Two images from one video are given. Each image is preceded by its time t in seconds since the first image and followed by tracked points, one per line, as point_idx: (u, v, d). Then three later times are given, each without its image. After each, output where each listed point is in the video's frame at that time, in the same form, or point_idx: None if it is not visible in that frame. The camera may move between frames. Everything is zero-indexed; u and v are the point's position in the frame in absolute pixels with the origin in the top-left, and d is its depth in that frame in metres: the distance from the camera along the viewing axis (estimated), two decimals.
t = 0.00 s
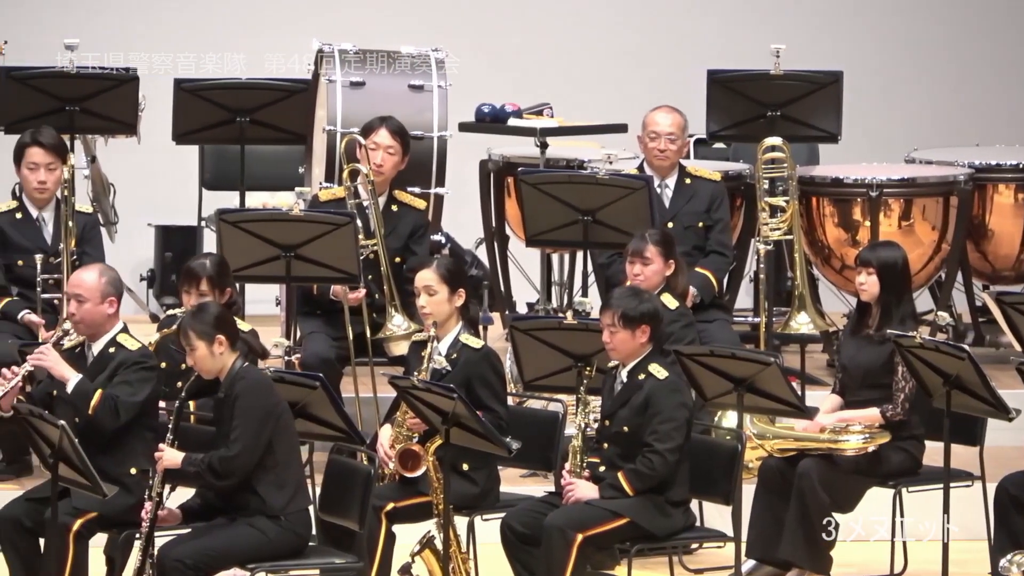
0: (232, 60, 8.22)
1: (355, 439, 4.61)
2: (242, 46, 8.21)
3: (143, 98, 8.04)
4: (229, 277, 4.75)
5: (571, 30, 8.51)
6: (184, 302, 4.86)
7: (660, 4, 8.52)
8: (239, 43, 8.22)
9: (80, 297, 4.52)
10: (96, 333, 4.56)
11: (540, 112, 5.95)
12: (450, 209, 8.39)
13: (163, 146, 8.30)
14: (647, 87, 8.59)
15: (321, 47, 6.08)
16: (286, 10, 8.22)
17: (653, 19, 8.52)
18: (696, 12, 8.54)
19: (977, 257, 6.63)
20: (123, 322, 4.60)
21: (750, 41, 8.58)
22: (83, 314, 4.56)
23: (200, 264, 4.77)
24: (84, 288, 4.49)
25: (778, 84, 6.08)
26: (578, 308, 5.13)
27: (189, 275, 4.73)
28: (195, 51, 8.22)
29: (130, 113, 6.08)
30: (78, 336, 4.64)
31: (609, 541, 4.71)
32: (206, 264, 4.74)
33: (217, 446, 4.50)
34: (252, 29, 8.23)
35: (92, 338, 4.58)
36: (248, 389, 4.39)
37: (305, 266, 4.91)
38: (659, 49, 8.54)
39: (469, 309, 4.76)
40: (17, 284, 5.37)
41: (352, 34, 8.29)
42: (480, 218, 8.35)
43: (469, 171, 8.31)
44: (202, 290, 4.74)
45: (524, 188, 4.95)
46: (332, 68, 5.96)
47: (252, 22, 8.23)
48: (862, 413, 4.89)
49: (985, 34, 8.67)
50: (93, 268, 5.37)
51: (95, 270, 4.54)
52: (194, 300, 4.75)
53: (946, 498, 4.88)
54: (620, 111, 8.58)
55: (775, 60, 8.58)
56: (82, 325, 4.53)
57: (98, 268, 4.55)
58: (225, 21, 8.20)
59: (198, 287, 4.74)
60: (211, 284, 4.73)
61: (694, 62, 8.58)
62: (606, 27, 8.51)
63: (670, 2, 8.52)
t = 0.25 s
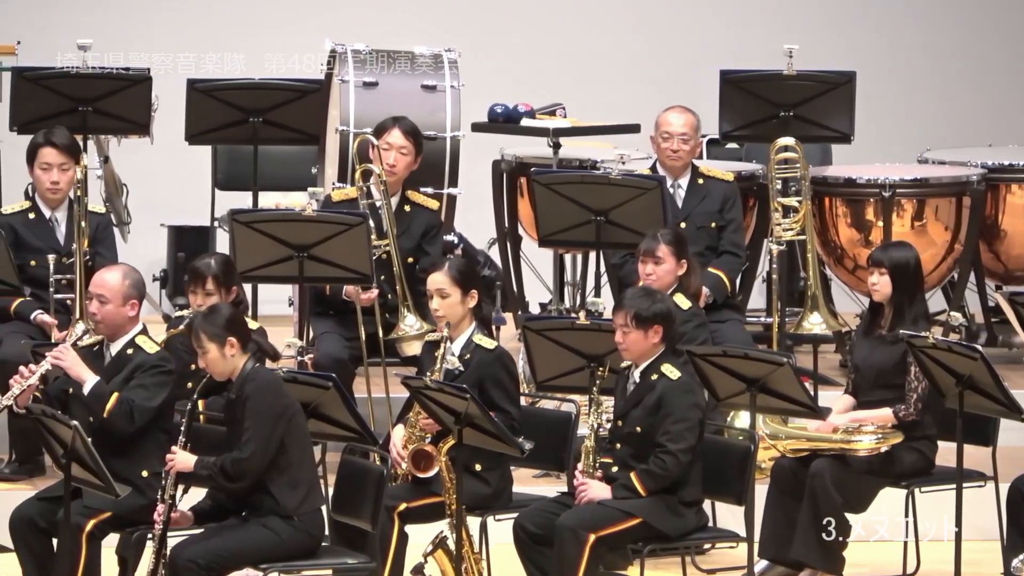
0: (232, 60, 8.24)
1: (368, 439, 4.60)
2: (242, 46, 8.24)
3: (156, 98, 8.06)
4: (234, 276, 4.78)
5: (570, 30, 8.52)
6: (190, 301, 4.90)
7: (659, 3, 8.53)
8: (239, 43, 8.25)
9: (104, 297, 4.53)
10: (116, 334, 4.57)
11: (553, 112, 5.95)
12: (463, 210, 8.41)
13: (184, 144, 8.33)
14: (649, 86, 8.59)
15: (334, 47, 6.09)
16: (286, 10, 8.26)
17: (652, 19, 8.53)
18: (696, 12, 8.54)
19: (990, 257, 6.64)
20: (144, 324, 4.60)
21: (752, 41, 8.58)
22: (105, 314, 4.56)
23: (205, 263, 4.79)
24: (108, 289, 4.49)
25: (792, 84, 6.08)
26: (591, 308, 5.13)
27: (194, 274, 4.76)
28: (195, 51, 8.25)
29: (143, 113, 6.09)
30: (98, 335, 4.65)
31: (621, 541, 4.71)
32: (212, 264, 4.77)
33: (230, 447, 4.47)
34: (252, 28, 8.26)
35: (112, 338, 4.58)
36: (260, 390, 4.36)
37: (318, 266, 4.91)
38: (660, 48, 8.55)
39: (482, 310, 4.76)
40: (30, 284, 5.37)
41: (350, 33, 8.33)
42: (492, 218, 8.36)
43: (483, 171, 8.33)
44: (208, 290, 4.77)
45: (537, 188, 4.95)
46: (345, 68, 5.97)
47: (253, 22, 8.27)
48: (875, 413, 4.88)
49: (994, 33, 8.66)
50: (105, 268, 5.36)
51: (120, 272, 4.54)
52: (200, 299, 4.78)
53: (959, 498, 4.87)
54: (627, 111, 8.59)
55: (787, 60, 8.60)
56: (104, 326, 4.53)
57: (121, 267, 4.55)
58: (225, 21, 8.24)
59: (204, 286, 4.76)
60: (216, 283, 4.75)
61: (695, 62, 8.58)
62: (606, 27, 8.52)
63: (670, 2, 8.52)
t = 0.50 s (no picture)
0: (232, 60, 8.27)
1: (379, 439, 4.60)
2: (242, 46, 8.25)
3: (168, 99, 8.07)
4: (237, 275, 4.88)
5: (569, 29, 8.52)
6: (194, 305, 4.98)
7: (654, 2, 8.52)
8: (239, 43, 8.26)
9: (122, 302, 4.55)
10: (134, 338, 4.59)
11: (565, 112, 5.95)
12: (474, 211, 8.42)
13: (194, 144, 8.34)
14: (649, 86, 8.60)
15: (345, 47, 6.09)
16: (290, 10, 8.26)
17: (651, 19, 8.53)
18: (696, 12, 8.54)
19: (1001, 257, 6.63)
20: (161, 327, 4.63)
21: (752, 43, 8.58)
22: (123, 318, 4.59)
23: (207, 265, 4.89)
24: (126, 293, 4.52)
25: (802, 84, 6.09)
26: (603, 308, 5.12)
27: (197, 274, 4.86)
28: (195, 51, 8.27)
29: (154, 113, 6.08)
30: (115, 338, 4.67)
31: (633, 541, 4.71)
32: (213, 263, 4.86)
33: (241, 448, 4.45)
34: (252, 28, 8.27)
35: (130, 341, 4.61)
36: (270, 392, 4.33)
37: (330, 265, 4.91)
38: (661, 49, 8.55)
39: (493, 310, 4.75)
40: (42, 284, 5.36)
41: (349, 34, 8.34)
42: (503, 219, 8.37)
43: (495, 172, 8.34)
44: (212, 290, 4.86)
45: (548, 188, 4.95)
46: (356, 68, 5.97)
47: (252, 23, 8.27)
48: (886, 413, 4.87)
49: (1002, 33, 8.66)
50: (116, 268, 5.36)
51: (138, 276, 4.57)
52: (205, 300, 4.87)
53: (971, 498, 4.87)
54: (634, 111, 8.60)
55: (799, 60, 8.60)
56: (123, 330, 4.56)
57: (140, 271, 4.59)
58: (226, 21, 8.24)
59: (207, 286, 4.85)
60: (218, 281, 4.84)
61: (694, 63, 8.58)
62: (607, 27, 8.52)
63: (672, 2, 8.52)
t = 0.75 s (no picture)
0: (232, 60, 8.29)
1: (389, 439, 4.59)
2: (241, 46, 8.27)
3: (179, 100, 8.08)
4: (238, 274, 4.77)
5: (567, 29, 8.53)
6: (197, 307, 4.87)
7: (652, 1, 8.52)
8: (239, 43, 8.28)
9: (139, 308, 4.56)
10: (150, 342, 4.62)
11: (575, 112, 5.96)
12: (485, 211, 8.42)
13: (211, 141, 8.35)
14: (649, 86, 8.60)
15: (355, 46, 6.10)
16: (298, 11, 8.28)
17: (651, 19, 8.53)
18: (696, 13, 8.55)
19: (1011, 257, 6.63)
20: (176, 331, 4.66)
21: (753, 43, 8.59)
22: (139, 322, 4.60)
23: (208, 266, 4.79)
24: (143, 301, 4.52)
25: (812, 84, 6.10)
26: (613, 307, 5.12)
27: (197, 277, 4.74)
28: (195, 51, 8.29)
29: (163, 112, 6.09)
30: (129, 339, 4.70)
31: (642, 541, 4.70)
32: (214, 265, 4.75)
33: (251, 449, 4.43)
34: (253, 28, 8.29)
35: (146, 345, 4.64)
36: (281, 393, 4.31)
37: (340, 265, 4.91)
38: (661, 49, 8.55)
39: (503, 309, 4.75)
40: (51, 283, 5.37)
41: (348, 33, 8.35)
42: (513, 219, 8.37)
43: (506, 172, 8.35)
44: (213, 290, 4.75)
45: (557, 187, 4.95)
46: (366, 68, 5.97)
47: (250, 23, 8.29)
48: (896, 413, 4.86)
49: (1009, 33, 8.66)
50: (127, 268, 5.36)
51: (154, 281, 4.56)
52: (207, 302, 4.76)
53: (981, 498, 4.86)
54: (638, 111, 8.60)
55: (809, 60, 8.60)
56: (139, 336, 4.58)
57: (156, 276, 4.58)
58: (234, 21, 8.25)
59: (208, 287, 4.74)
60: (220, 283, 4.73)
61: (694, 63, 8.58)
62: (607, 27, 8.52)
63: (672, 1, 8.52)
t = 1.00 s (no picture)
0: (232, 60, 8.29)
1: (400, 439, 4.59)
2: (241, 46, 8.27)
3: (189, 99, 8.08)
4: (243, 275, 4.74)
5: (566, 29, 8.52)
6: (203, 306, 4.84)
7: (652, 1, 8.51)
8: (239, 42, 8.28)
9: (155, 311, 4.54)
10: (165, 344, 4.60)
11: (586, 113, 5.96)
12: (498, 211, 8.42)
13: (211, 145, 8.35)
14: (650, 85, 8.59)
15: (365, 47, 6.10)
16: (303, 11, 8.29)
17: (658, 19, 8.53)
18: (696, 13, 8.54)
19: (1021, 258, 6.63)
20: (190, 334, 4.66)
21: (755, 43, 8.58)
22: (154, 325, 4.58)
23: (212, 266, 4.75)
24: (161, 304, 4.49)
25: (822, 84, 6.10)
26: (623, 308, 5.12)
27: (202, 277, 4.71)
28: (194, 51, 8.28)
29: (173, 113, 6.08)
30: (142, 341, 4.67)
31: (653, 541, 4.70)
32: (217, 266, 4.72)
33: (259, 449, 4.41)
34: (253, 29, 8.29)
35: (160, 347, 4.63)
36: (292, 393, 4.30)
37: (350, 266, 4.91)
38: (661, 49, 8.55)
39: (513, 309, 4.76)
40: (62, 284, 5.37)
41: (348, 33, 8.35)
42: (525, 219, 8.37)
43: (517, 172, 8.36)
44: (217, 291, 4.72)
45: (567, 188, 4.95)
46: (377, 68, 5.97)
47: (250, 23, 8.29)
48: (906, 413, 4.86)
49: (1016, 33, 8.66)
50: (137, 268, 5.36)
51: (169, 284, 4.54)
52: (212, 302, 4.74)
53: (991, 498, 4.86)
54: (642, 111, 8.59)
55: (819, 60, 8.60)
56: (155, 339, 4.56)
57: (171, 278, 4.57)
58: (241, 22, 8.26)
59: (212, 288, 4.71)
60: (224, 284, 4.70)
61: (694, 63, 8.58)
62: (607, 27, 8.52)
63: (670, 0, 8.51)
